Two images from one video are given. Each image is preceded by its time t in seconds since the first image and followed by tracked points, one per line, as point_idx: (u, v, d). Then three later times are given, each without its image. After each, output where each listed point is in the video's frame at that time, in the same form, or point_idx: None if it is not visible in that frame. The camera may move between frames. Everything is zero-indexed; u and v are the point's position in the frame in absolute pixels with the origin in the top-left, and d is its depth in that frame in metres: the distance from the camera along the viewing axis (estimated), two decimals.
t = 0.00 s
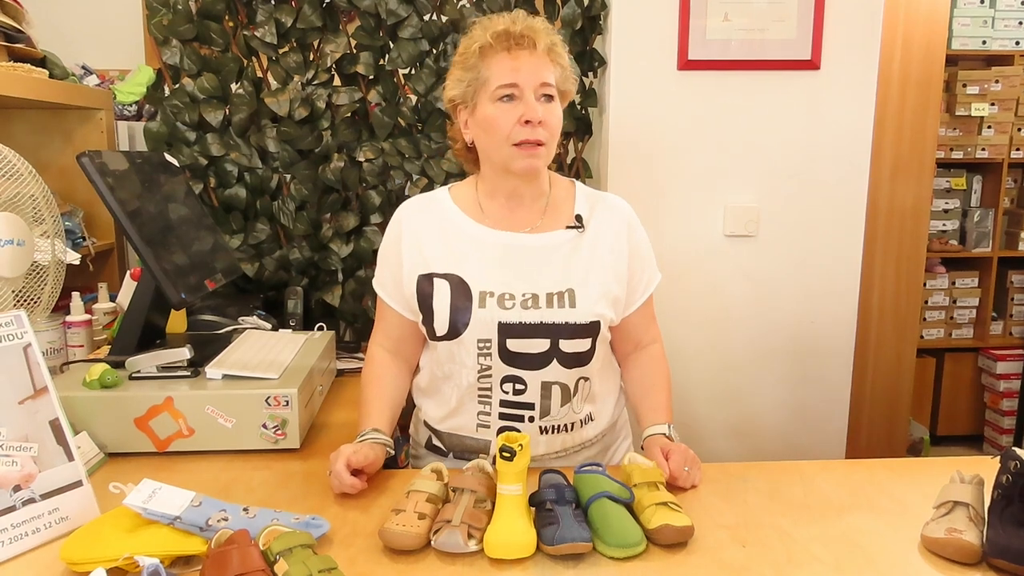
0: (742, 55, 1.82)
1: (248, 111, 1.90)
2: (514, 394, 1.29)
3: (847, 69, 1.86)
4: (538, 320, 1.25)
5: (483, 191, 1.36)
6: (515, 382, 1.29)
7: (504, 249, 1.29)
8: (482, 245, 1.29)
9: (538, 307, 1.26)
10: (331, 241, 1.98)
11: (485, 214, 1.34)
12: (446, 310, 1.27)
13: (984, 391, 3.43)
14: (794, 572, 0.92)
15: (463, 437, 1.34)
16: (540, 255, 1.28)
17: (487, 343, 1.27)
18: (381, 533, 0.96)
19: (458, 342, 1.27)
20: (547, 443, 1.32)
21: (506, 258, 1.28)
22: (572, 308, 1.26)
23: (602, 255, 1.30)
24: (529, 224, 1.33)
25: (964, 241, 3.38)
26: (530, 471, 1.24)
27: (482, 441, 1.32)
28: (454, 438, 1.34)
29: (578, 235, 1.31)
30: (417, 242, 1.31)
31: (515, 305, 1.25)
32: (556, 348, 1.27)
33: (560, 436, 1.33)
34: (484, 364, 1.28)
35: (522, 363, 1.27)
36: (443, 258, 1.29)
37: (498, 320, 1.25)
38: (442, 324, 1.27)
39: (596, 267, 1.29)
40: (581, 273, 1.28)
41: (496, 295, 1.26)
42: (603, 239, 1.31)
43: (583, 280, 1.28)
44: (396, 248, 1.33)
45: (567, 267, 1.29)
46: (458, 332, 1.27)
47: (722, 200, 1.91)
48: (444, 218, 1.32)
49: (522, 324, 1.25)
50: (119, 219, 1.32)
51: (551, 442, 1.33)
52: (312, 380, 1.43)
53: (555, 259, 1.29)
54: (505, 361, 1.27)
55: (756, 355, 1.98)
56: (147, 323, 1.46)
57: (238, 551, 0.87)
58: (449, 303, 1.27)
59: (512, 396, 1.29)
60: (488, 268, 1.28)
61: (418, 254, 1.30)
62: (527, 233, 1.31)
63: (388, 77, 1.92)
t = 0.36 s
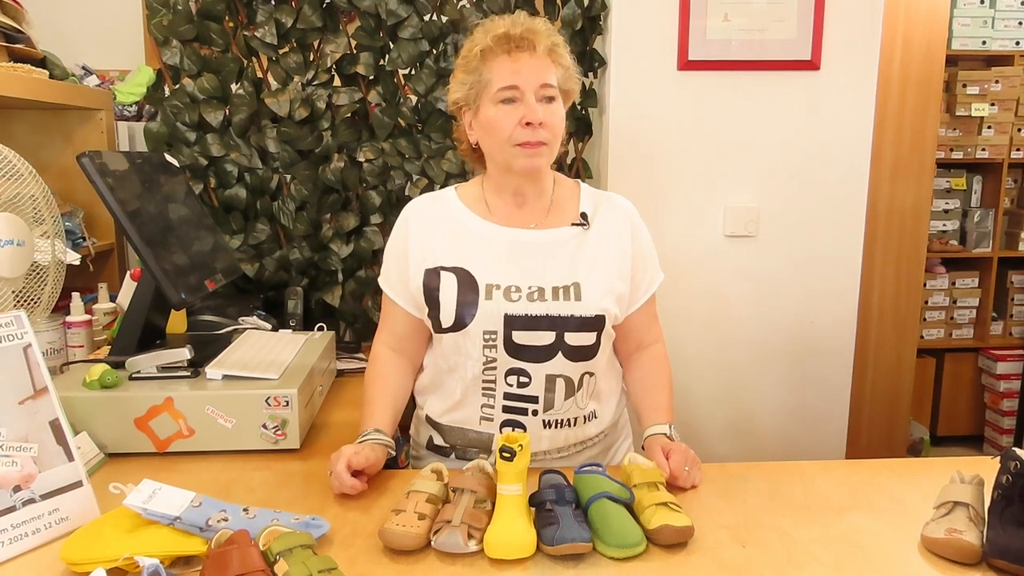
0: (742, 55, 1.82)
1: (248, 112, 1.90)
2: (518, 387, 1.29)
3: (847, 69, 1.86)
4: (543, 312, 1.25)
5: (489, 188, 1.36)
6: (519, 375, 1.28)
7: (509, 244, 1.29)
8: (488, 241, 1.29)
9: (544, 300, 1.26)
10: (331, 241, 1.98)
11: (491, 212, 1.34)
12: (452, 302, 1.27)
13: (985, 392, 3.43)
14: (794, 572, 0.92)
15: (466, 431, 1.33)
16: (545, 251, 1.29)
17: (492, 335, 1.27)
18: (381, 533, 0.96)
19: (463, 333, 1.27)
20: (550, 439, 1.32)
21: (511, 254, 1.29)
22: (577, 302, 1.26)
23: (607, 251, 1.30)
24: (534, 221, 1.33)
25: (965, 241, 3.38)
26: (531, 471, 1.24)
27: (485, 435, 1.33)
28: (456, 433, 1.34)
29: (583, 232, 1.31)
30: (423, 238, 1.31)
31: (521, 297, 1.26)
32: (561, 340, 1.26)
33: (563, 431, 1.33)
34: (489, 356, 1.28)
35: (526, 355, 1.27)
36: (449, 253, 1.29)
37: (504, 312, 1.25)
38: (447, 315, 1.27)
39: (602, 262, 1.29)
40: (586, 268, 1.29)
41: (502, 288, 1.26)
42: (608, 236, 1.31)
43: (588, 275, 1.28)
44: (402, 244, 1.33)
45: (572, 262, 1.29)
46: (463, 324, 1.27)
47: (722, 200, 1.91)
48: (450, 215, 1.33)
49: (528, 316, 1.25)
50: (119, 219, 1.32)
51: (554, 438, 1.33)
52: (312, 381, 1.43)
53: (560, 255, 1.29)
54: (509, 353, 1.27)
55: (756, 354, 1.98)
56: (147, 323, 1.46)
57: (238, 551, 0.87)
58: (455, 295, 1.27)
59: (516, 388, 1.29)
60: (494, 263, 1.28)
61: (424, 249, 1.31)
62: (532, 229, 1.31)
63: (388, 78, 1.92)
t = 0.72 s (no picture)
0: (743, 55, 1.82)
1: (248, 111, 1.90)
2: (517, 392, 1.29)
3: (847, 69, 1.86)
4: (541, 317, 1.25)
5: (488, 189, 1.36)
6: (518, 380, 1.28)
7: (508, 245, 1.29)
8: (486, 243, 1.29)
9: (542, 305, 1.25)
10: (331, 241, 1.98)
11: (490, 212, 1.34)
12: (450, 307, 1.27)
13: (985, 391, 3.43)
14: (793, 573, 0.92)
15: (467, 434, 1.34)
16: (544, 252, 1.28)
17: (491, 340, 1.26)
18: (381, 533, 0.96)
19: (461, 339, 1.28)
20: (550, 440, 1.32)
21: (510, 256, 1.28)
22: (575, 306, 1.26)
23: (606, 253, 1.30)
24: (533, 221, 1.33)
25: (965, 241, 3.38)
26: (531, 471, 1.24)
27: (486, 438, 1.33)
28: (457, 435, 1.35)
29: (583, 233, 1.31)
30: (421, 240, 1.31)
31: (519, 303, 1.25)
32: (559, 345, 1.26)
33: (564, 433, 1.33)
34: (487, 361, 1.28)
35: (525, 360, 1.27)
36: (448, 255, 1.29)
37: (502, 317, 1.25)
38: (445, 321, 1.27)
39: (601, 265, 1.29)
40: (585, 270, 1.28)
41: (500, 293, 1.26)
42: (608, 238, 1.31)
43: (586, 277, 1.28)
44: (401, 245, 1.33)
45: (571, 264, 1.29)
46: (461, 329, 1.27)
47: (722, 199, 1.90)
48: (449, 217, 1.32)
49: (525, 321, 1.25)
50: (120, 219, 1.32)
51: (555, 440, 1.33)
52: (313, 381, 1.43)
53: (559, 256, 1.29)
54: (508, 358, 1.27)
55: (756, 354, 1.98)
56: (147, 322, 1.46)
57: (238, 551, 0.87)
58: (453, 300, 1.27)
59: (516, 394, 1.29)
60: (493, 265, 1.28)
61: (423, 251, 1.30)
62: (531, 231, 1.31)
63: (388, 77, 1.92)
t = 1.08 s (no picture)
0: (742, 55, 1.82)
1: (248, 111, 1.90)
2: (515, 401, 1.29)
3: (847, 69, 1.86)
4: (538, 327, 1.25)
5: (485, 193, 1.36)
6: (515, 390, 1.28)
7: (505, 250, 1.29)
8: (483, 249, 1.29)
9: (539, 314, 1.25)
10: (331, 241, 1.98)
11: (486, 217, 1.35)
12: (447, 316, 1.27)
13: (985, 391, 3.43)
14: (794, 572, 0.92)
15: (466, 440, 1.34)
16: (542, 258, 1.28)
17: (487, 349, 1.27)
18: (381, 532, 0.96)
19: (458, 348, 1.28)
20: (549, 445, 1.32)
21: (507, 262, 1.28)
22: (573, 314, 1.26)
23: (603, 258, 1.30)
24: (530, 225, 1.33)
25: (965, 241, 3.38)
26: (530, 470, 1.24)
27: (485, 445, 1.33)
28: (456, 437, 1.35)
29: (580, 237, 1.30)
30: (417, 246, 1.31)
31: (515, 313, 1.25)
32: (556, 354, 1.26)
33: (562, 438, 1.33)
34: (484, 370, 1.28)
35: (522, 369, 1.27)
36: (444, 262, 1.29)
37: (499, 327, 1.25)
38: (442, 330, 1.28)
39: (598, 270, 1.29)
40: (582, 276, 1.28)
41: (496, 302, 1.26)
42: (606, 242, 1.31)
43: (584, 284, 1.28)
44: (397, 251, 1.33)
45: (569, 270, 1.28)
46: (458, 339, 1.27)
47: (722, 199, 1.90)
48: (445, 222, 1.32)
49: (522, 331, 1.25)
50: (119, 219, 1.32)
51: (553, 445, 1.33)
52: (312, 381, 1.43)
53: (556, 262, 1.29)
54: (505, 368, 1.27)
55: (756, 354, 1.98)
56: (147, 322, 1.46)
57: (238, 550, 0.87)
58: (450, 309, 1.27)
59: (514, 403, 1.29)
60: (490, 272, 1.28)
61: (419, 256, 1.30)
62: (528, 236, 1.30)
63: (388, 77, 1.92)
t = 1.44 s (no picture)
0: (742, 55, 1.82)
1: (248, 111, 1.90)
2: (514, 395, 1.29)
3: (847, 69, 1.86)
4: (538, 320, 1.25)
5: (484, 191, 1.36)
6: (515, 383, 1.29)
7: (505, 248, 1.29)
8: (483, 246, 1.29)
9: (539, 308, 1.26)
10: (331, 241, 1.98)
11: (486, 216, 1.34)
12: (447, 310, 1.27)
13: (985, 391, 3.43)
14: (794, 572, 0.91)
15: (464, 436, 1.34)
16: (542, 256, 1.28)
17: (488, 343, 1.27)
18: (381, 532, 0.96)
19: (458, 342, 1.28)
20: (547, 443, 1.33)
21: (507, 260, 1.28)
22: (573, 310, 1.26)
23: (603, 257, 1.30)
24: (530, 225, 1.33)
25: (965, 241, 3.38)
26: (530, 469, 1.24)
27: (483, 441, 1.33)
28: (455, 436, 1.35)
29: (580, 237, 1.31)
30: (418, 244, 1.31)
31: (516, 306, 1.25)
32: (556, 348, 1.27)
33: (560, 435, 1.33)
34: (484, 364, 1.28)
35: (522, 364, 1.27)
36: (444, 258, 1.29)
37: (499, 321, 1.25)
38: (443, 324, 1.27)
39: (598, 270, 1.29)
40: (582, 274, 1.29)
41: (497, 296, 1.26)
42: (606, 241, 1.31)
43: (584, 282, 1.28)
44: (397, 248, 1.33)
45: (569, 268, 1.29)
46: (458, 333, 1.27)
47: (722, 199, 1.90)
48: (445, 219, 1.32)
49: (523, 324, 1.25)
50: (120, 219, 1.32)
51: (552, 442, 1.33)
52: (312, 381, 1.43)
53: (557, 260, 1.29)
54: (506, 361, 1.27)
55: (756, 354, 1.98)
56: (147, 322, 1.46)
57: (239, 550, 0.87)
58: (450, 303, 1.27)
59: (513, 397, 1.29)
60: (490, 269, 1.28)
61: (419, 253, 1.30)
62: (528, 235, 1.31)
63: (388, 77, 1.92)
